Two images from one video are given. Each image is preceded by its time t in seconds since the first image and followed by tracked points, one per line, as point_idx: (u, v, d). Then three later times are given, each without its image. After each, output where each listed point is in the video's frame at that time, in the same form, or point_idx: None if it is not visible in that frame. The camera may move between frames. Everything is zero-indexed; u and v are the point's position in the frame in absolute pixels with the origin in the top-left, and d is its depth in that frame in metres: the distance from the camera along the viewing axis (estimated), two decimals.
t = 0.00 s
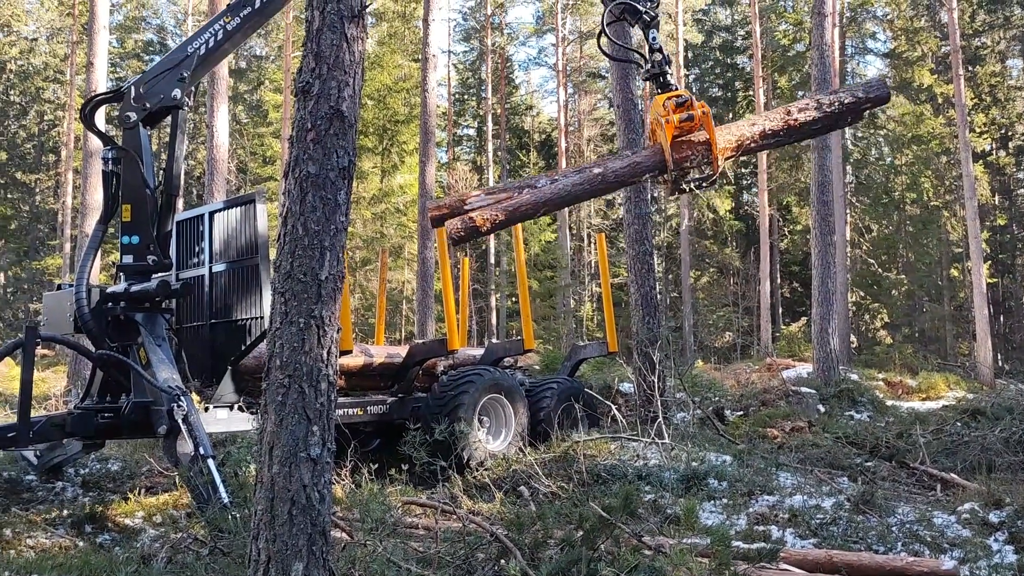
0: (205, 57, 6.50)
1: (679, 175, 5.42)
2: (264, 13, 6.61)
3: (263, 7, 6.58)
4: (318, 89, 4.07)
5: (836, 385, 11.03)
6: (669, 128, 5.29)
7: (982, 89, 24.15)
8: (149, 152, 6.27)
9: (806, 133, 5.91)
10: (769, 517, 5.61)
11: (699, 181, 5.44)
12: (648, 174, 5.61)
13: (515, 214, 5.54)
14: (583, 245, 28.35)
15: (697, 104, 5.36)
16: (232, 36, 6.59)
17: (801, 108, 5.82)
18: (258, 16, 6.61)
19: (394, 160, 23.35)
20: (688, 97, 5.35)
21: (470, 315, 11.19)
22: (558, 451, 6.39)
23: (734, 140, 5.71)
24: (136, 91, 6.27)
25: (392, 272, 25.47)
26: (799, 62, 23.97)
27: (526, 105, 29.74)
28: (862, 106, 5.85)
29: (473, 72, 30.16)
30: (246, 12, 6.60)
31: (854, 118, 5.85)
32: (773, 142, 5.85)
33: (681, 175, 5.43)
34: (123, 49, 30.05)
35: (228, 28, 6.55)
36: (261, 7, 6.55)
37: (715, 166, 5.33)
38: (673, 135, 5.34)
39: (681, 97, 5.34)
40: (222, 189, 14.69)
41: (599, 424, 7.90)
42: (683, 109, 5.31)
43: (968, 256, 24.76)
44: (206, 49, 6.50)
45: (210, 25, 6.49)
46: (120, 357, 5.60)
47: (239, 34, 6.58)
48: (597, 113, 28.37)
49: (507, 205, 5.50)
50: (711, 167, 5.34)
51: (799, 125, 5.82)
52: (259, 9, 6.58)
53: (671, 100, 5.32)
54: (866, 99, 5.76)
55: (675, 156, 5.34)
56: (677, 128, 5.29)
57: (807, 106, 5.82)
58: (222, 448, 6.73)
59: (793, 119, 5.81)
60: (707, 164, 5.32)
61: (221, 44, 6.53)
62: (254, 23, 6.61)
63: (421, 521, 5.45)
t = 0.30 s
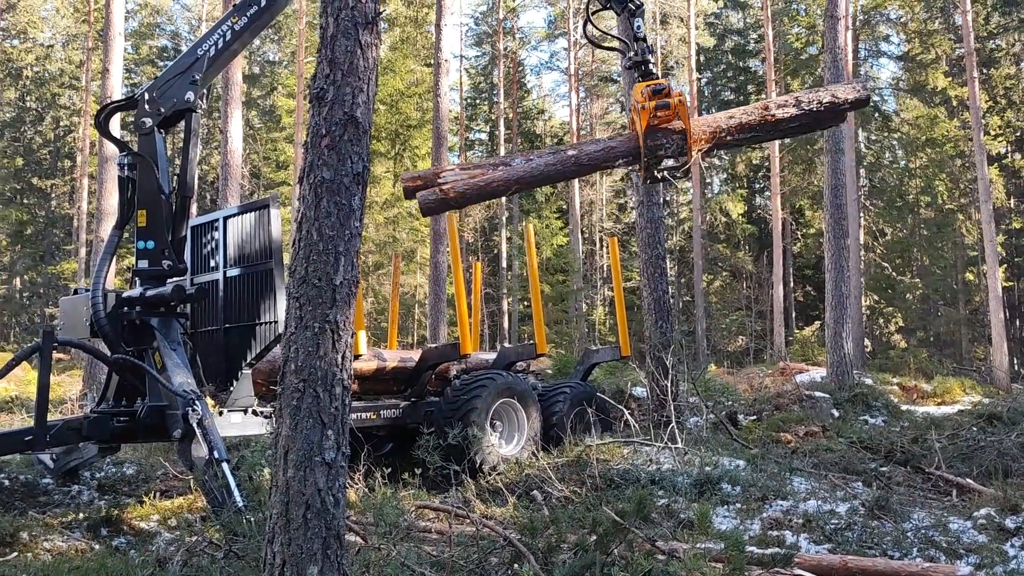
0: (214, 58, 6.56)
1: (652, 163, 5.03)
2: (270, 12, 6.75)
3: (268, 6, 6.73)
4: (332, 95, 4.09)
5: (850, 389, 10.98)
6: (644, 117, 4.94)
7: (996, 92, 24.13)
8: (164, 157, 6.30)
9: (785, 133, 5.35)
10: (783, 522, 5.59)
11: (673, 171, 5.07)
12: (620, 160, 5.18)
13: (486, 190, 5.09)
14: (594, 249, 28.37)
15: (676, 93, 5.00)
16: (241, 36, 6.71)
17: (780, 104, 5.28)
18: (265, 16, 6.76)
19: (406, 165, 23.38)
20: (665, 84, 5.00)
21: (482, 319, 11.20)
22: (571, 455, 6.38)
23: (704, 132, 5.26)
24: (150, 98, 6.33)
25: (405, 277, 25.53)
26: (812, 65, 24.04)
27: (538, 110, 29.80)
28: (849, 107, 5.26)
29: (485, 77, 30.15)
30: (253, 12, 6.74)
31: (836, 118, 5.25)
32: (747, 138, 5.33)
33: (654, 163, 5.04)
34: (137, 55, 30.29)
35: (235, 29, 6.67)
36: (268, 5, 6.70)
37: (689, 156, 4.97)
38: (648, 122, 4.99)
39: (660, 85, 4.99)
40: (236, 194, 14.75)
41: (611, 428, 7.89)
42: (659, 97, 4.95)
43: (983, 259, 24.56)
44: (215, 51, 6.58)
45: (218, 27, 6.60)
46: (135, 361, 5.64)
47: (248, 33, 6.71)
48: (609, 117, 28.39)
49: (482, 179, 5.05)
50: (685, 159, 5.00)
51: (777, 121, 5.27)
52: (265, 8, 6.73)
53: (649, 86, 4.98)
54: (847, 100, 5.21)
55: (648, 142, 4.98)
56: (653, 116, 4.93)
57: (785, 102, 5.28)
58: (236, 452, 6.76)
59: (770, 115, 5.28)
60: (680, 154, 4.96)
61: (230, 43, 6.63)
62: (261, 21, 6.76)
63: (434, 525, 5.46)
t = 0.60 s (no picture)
0: (224, 60, 6.60)
1: (619, 152, 5.52)
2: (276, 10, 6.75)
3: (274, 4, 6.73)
4: (347, 100, 4.12)
5: (866, 393, 10.92)
6: (615, 104, 5.43)
7: (1012, 94, 23.59)
8: (180, 161, 6.36)
9: (758, 135, 5.80)
10: (797, 527, 5.56)
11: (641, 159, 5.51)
12: (589, 145, 5.65)
13: (458, 162, 5.77)
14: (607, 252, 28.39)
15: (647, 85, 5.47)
16: (249, 35, 6.70)
17: (751, 106, 5.70)
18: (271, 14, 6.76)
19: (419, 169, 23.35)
20: (638, 77, 5.47)
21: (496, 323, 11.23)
22: (584, 458, 6.38)
23: (675, 126, 5.67)
24: (164, 103, 6.40)
25: (418, 280, 25.62)
26: (825, 68, 24.08)
27: (551, 113, 29.88)
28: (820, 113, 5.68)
29: (498, 80, 30.05)
30: (259, 10, 6.75)
31: (803, 124, 5.70)
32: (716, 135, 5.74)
33: (621, 152, 5.53)
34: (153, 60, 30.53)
35: (243, 29, 6.67)
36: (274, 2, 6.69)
37: (654, 148, 5.45)
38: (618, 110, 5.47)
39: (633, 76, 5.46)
40: (250, 199, 14.79)
41: (625, 432, 7.88)
42: (630, 89, 5.43)
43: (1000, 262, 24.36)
44: (225, 52, 6.60)
45: (225, 28, 6.62)
46: (151, 364, 5.68)
47: (256, 32, 6.69)
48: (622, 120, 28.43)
49: (449, 154, 5.74)
50: (652, 148, 5.48)
51: (748, 121, 5.71)
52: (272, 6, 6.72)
53: (622, 77, 5.45)
54: (819, 107, 5.63)
55: (618, 131, 5.47)
56: (623, 104, 5.42)
57: (756, 105, 5.70)
58: (251, 454, 6.80)
59: (741, 115, 5.70)
60: (647, 143, 5.44)
61: (239, 44, 6.64)
62: (268, 20, 6.75)
63: (447, 528, 5.47)
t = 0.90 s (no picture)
0: (233, 60, 6.68)
1: (586, 137, 5.51)
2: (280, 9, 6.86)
3: (277, 3, 6.84)
4: (359, 103, 4.12)
5: (879, 396, 10.86)
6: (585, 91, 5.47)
7: None
8: (193, 163, 6.41)
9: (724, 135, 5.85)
10: (811, 530, 5.53)
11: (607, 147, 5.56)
12: (556, 130, 5.64)
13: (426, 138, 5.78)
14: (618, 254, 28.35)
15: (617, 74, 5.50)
16: (255, 35, 6.80)
17: (721, 103, 5.74)
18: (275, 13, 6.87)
19: (431, 172, 23.34)
20: (609, 65, 5.51)
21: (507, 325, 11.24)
22: (596, 461, 6.37)
23: (643, 117, 5.67)
24: (177, 106, 6.44)
25: (430, 282, 25.69)
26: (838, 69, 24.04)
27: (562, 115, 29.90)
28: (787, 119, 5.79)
29: (509, 83, 29.98)
30: (263, 9, 6.85)
31: (773, 125, 5.76)
32: (682, 129, 5.78)
33: (589, 138, 5.54)
34: (166, 64, 30.76)
35: (248, 29, 6.76)
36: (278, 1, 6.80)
37: (620, 138, 5.51)
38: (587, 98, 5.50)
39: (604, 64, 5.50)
40: (263, 201, 14.85)
41: (637, 435, 7.86)
42: (601, 76, 5.47)
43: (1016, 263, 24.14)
44: (232, 53, 6.68)
45: (232, 29, 6.69)
46: (165, 367, 5.71)
47: (262, 31, 6.79)
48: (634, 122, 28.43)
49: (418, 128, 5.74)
50: (618, 136, 5.52)
51: (717, 118, 5.74)
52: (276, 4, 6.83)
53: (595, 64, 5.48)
54: (787, 109, 5.73)
55: (587, 118, 5.47)
56: (593, 91, 5.47)
57: (726, 102, 5.74)
58: (264, 457, 6.83)
59: (710, 110, 5.74)
60: (614, 132, 5.50)
61: (246, 43, 6.73)
62: (273, 18, 6.86)
63: (459, 530, 5.47)
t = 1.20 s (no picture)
0: (239, 60, 6.70)
1: (560, 136, 5.82)
2: (282, 7, 6.92)
3: (279, 2, 6.90)
4: (370, 106, 4.13)
5: (892, 397, 10.81)
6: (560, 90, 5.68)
7: None
8: (204, 164, 6.43)
9: (696, 136, 6.10)
10: (822, 532, 5.51)
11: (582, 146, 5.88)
12: (532, 128, 5.97)
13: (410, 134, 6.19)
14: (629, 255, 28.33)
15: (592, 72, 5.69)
16: (259, 35, 6.83)
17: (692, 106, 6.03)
18: (277, 11, 6.93)
19: (441, 173, 23.35)
20: (587, 62, 5.66)
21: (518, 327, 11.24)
22: (607, 463, 6.37)
23: (616, 117, 6.00)
24: (186, 108, 6.45)
25: (440, 284, 25.75)
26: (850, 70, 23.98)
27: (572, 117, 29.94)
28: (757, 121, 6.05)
29: (520, 84, 29.98)
30: (265, 9, 6.90)
31: (742, 129, 6.04)
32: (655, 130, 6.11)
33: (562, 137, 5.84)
34: (178, 67, 30.95)
35: (253, 29, 6.80)
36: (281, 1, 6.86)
37: (594, 138, 5.80)
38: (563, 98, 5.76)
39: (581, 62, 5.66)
40: (274, 204, 14.90)
41: (648, 436, 7.85)
42: (578, 75, 5.65)
43: None
44: (238, 54, 6.71)
45: (236, 29, 6.72)
46: (177, 368, 5.74)
47: (265, 30, 6.83)
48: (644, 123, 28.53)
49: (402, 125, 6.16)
50: (590, 136, 5.81)
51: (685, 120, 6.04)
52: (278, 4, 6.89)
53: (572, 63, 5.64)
54: (756, 113, 5.97)
55: (561, 119, 5.78)
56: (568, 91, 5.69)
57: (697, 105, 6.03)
58: (275, 458, 6.86)
59: (681, 114, 6.05)
60: (587, 132, 5.79)
61: (251, 43, 6.76)
62: (275, 18, 6.91)
63: (470, 532, 5.48)
